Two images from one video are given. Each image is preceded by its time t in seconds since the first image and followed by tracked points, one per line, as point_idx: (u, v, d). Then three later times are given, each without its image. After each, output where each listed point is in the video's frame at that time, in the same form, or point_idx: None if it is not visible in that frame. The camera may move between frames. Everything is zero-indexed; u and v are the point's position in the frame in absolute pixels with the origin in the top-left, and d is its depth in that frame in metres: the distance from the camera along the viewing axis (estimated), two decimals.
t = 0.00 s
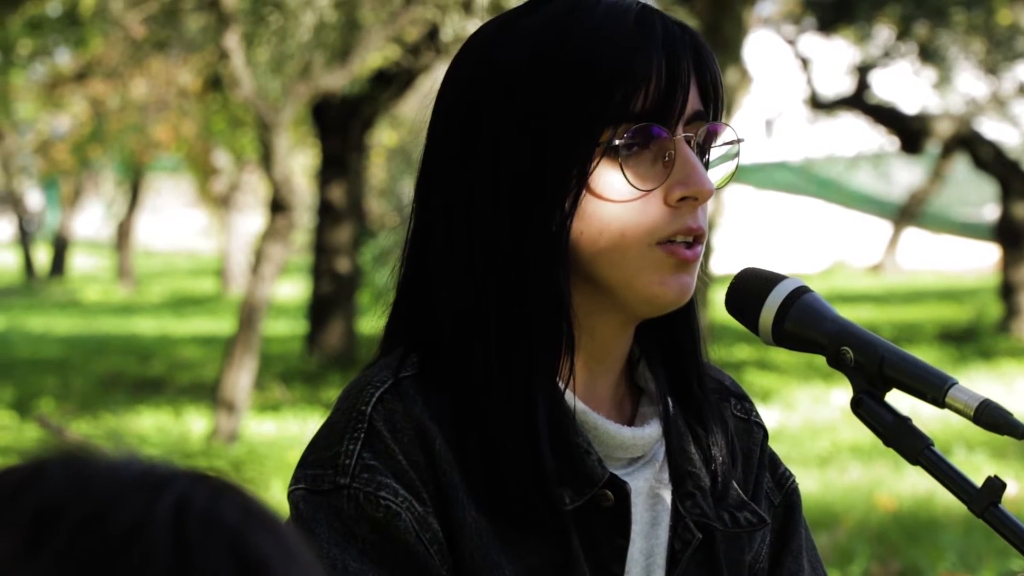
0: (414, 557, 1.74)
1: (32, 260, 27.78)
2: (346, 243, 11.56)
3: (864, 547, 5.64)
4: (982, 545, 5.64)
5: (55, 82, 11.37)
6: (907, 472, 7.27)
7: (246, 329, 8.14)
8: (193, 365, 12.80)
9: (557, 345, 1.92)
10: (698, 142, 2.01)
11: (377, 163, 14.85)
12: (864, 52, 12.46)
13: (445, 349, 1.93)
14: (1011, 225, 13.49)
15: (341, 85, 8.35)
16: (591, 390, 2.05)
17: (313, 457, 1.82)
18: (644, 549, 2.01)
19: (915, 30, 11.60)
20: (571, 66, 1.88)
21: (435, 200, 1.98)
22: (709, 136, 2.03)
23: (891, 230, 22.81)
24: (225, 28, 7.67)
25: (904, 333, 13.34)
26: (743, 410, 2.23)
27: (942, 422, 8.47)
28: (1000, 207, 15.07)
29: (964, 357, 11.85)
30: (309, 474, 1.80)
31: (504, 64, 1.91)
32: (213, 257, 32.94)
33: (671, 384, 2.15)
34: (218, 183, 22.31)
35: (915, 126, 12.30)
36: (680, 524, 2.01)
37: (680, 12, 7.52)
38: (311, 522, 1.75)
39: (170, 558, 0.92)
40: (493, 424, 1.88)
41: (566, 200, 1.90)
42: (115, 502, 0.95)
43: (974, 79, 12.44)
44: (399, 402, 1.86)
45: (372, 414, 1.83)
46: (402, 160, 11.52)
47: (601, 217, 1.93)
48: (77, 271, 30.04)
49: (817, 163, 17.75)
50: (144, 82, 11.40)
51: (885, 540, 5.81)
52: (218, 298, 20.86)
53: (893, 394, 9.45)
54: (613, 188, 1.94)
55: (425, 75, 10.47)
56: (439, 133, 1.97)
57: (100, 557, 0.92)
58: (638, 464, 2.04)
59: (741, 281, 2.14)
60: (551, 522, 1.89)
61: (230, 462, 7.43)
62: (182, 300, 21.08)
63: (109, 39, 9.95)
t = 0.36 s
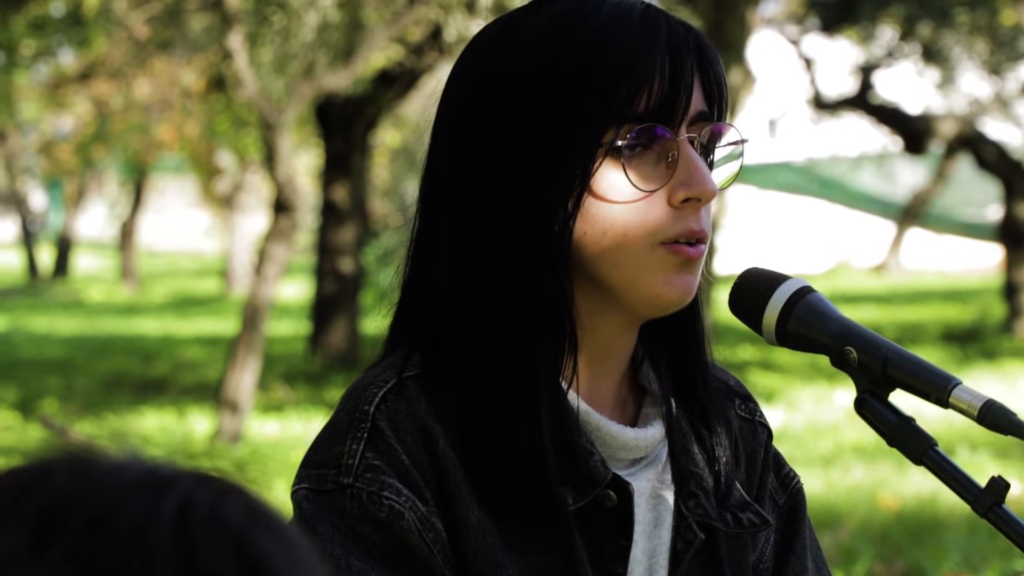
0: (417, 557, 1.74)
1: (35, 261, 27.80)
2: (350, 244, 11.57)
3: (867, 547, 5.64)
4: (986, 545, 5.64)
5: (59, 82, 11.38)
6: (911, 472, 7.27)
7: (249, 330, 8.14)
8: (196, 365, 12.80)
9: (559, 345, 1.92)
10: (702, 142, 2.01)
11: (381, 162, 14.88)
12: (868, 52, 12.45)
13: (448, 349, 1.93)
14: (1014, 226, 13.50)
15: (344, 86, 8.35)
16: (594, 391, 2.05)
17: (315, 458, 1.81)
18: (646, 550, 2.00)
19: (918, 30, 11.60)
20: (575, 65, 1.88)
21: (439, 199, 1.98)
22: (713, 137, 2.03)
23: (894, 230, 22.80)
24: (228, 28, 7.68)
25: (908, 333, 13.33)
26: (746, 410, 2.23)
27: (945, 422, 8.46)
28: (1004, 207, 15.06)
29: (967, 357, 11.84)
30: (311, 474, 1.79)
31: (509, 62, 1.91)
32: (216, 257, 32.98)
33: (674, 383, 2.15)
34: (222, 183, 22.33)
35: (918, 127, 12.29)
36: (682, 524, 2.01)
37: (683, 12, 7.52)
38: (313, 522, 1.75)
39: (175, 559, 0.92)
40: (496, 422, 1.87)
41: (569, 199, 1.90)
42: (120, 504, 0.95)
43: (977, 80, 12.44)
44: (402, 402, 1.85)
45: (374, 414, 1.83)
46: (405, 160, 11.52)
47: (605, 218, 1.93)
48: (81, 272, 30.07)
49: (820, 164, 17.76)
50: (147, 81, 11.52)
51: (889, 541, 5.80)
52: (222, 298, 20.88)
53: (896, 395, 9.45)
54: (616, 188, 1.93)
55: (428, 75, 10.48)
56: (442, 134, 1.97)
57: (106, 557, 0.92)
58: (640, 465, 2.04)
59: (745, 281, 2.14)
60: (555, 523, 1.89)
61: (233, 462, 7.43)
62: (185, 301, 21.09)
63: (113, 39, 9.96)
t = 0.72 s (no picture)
0: (419, 558, 1.74)
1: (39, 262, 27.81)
2: (354, 245, 11.57)
3: (871, 549, 5.64)
4: (989, 547, 5.64)
5: (63, 84, 11.39)
6: (914, 473, 7.26)
7: (253, 331, 8.13)
8: (200, 366, 12.81)
9: (561, 345, 1.91)
10: (706, 145, 2.01)
11: (385, 164, 14.88)
12: (872, 54, 12.44)
13: (450, 350, 1.92)
14: (1018, 228, 13.51)
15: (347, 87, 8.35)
16: (595, 392, 2.04)
17: (317, 459, 1.81)
18: (647, 552, 2.00)
19: (922, 31, 11.58)
20: (580, 66, 1.88)
21: (442, 200, 1.98)
22: (718, 139, 2.03)
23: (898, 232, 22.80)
24: (232, 30, 7.68)
25: (911, 335, 13.32)
26: (747, 412, 2.22)
27: (949, 424, 8.46)
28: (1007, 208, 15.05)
29: (971, 359, 11.84)
30: (313, 476, 1.79)
31: (514, 63, 1.91)
32: (220, 258, 33.00)
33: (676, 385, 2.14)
34: (225, 185, 22.33)
35: (923, 128, 12.28)
36: (682, 526, 2.00)
37: (687, 13, 7.51)
38: (314, 525, 1.74)
39: (172, 562, 0.92)
40: (499, 423, 1.87)
41: (572, 198, 1.90)
42: (118, 508, 0.95)
43: (981, 81, 12.43)
44: (403, 404, 1.85)
45: (375, 416, 1.83)
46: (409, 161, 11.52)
47: (607, 219, 1.92)
48: (84, 273, 30.08)
49: (824, 166, 17.75)
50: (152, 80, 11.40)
51: (893, 542, 5.80)
52: (225, 299, 20.90)
53: (900, 396, 9.44)
54: (620, 189, 1.93)
55: (432, 76, 10.49)
56: (446, 133, 1.97)
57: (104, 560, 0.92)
58: (640, 467, 2.03)
59: (747, 282, 2.13)
60: (556, 525, 1.88)
61: (236, 464, 7.42)
62: (189, 302, 21.11)
63: (116, 40, 9.96)
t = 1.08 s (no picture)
0: (416, 559, 1.73)
1: (38, 261, 27.80)
2: (353, 245, 11.57)
3: (870, 549, 5.64)
4: (988, 547, 5.64)
5: (62, 83, 11.39)
6: (913, 473, 7.27)
7: (252, 331, 8.12)
8: (199, 366, 12.81)
9: (560, 345, 1.91)
10: (710, 148, 2.00)
11: (385, 164, 14.88)
12: (871, 54, 12.43)
13: (449, 350, 1.93)
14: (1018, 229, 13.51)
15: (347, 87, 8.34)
16: (592, 394, 2.04)
17: (314, 460, 1.81)
18: (642, 553, 2.00)
19: (922, 32, 11.57)
20: (586, 66, 1.88)
21: (445, 198, 1.97)
22: (723, 143, 2.02)
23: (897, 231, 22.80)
24: (232, 29, 7.67)
25: (910, 335, 13.33)
26: (745, 413, 2.23)
27: (947, 424, 8.46)
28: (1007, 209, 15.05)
29: (970, 359, 11.84)
30: (310, 476, 1.79)
31: (520, 63, 1.91)
32: (219, 258, 32.99)
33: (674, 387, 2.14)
34: (225, 184, 22.34)
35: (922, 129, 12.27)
36: (678, 527, 2.00)
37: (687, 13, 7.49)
38: (311, 525, 1.74)
39: (168, 561, 0.91)
40: (497, 421, 1.87)
41: (574, 197, 1.89)
42: (113, 510, 0.94)
43: (981, 81, 12.42)
44: (402, 405, 1.85)
45: (373, 416, 1.83)
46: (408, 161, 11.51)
47: (608, 219, 1.92)
48: (83, 273, 30.08)
49: (824, 166, 17.75)
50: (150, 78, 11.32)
51: (891, 543, 5.79)
52: (225, 299, 20.90)
53: (898, 396, 9.44)
54: (621, 188, 1.93)
55: (431, 76, 10.50)
56: (449, 132, 1.97)
57: (98, 558, 0.92)
58: (636, 469, 2.03)
59: (747, 283, 2.13)
60: (553, 525, 1.88)
61: (236, 464, 7.42)
62: (188, 302, 21.10)
63: (116, 40, 9.96)
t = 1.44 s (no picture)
0: (412, 559, 1.73)
1: (35, 260, 27.78)
2: (350, 243, 11.54)
3: (866, 548, 5.64)
4: (985, 547, 5.64)
5: (58, 82, 11.37)
6: (910, 473, 7.27)
7: (249, 330, 8.11)
8: (195, 365, 12.80)
9: (555, 343, 1.91)
10: (705, 147, 2.00)
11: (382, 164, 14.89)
12: (868, 53, 12.42)
13: (446, 347, 1.92)
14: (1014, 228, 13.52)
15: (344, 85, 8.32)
16: (588, 393, 2.04)
17: (310, 458, 1.81)
18: (637, 552, 2.00)
19: (920, 31, 11.56)
20: (582, 63, 1.88)
21: (443, 196, 1.97)
22: (719, 142, 2.02)
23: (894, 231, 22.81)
24: (229, 28, 7.66)
25: (907, 334, 13.33)
26: (741, 412, 2.22)
27: (944, 424, 8.46)
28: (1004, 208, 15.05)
29: (967, 358, 11.84)
30: (306, 474, 1.79)
31: (517, 59, 1.91)
32: (216, 257, 32.96)
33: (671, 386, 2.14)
34: (222, 183, 22.32)
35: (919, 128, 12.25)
36: (673, 527, 2.00)
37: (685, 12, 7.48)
38: (307, 524, 1.74)
39: (162, 562, 0.91)
40: (493, 419, 1.87)
41: (567, 195, 1.89)
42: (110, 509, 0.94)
43: (978, 81, 12.41)
44: (398, 403, 1.85)
45: (369, 415, 1.82)
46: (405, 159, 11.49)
47: (602, 219, 1.92)
48: (80, 272, 30.06)
49: (820, 164, 17.77)
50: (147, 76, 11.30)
51: (888, 542, 5.79)
52: (222, 297, 20.88)
53: (895, 396, 9.44)
54: (616, 187, 1.92)
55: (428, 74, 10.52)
56: (448, 131, 1.97)
57: (93, 559, 0.92)
58: (631, 469, 2.03)
59: (743, 282, 2.13)
60: (548, 524, 1.88)
61: (232, 463, 7.41)
62: (185, 300, 21.09)
63: (113, 38, 9.95)
